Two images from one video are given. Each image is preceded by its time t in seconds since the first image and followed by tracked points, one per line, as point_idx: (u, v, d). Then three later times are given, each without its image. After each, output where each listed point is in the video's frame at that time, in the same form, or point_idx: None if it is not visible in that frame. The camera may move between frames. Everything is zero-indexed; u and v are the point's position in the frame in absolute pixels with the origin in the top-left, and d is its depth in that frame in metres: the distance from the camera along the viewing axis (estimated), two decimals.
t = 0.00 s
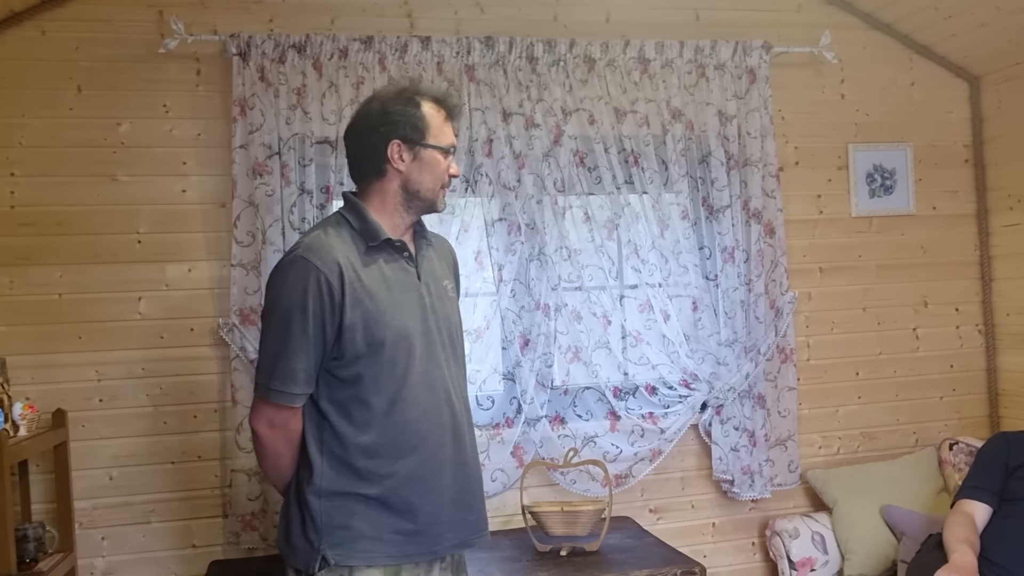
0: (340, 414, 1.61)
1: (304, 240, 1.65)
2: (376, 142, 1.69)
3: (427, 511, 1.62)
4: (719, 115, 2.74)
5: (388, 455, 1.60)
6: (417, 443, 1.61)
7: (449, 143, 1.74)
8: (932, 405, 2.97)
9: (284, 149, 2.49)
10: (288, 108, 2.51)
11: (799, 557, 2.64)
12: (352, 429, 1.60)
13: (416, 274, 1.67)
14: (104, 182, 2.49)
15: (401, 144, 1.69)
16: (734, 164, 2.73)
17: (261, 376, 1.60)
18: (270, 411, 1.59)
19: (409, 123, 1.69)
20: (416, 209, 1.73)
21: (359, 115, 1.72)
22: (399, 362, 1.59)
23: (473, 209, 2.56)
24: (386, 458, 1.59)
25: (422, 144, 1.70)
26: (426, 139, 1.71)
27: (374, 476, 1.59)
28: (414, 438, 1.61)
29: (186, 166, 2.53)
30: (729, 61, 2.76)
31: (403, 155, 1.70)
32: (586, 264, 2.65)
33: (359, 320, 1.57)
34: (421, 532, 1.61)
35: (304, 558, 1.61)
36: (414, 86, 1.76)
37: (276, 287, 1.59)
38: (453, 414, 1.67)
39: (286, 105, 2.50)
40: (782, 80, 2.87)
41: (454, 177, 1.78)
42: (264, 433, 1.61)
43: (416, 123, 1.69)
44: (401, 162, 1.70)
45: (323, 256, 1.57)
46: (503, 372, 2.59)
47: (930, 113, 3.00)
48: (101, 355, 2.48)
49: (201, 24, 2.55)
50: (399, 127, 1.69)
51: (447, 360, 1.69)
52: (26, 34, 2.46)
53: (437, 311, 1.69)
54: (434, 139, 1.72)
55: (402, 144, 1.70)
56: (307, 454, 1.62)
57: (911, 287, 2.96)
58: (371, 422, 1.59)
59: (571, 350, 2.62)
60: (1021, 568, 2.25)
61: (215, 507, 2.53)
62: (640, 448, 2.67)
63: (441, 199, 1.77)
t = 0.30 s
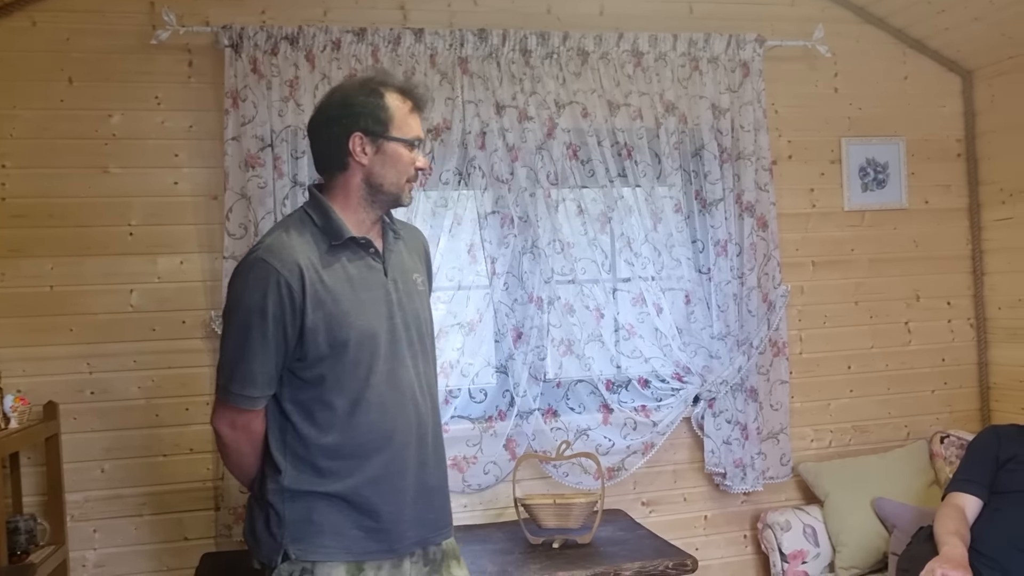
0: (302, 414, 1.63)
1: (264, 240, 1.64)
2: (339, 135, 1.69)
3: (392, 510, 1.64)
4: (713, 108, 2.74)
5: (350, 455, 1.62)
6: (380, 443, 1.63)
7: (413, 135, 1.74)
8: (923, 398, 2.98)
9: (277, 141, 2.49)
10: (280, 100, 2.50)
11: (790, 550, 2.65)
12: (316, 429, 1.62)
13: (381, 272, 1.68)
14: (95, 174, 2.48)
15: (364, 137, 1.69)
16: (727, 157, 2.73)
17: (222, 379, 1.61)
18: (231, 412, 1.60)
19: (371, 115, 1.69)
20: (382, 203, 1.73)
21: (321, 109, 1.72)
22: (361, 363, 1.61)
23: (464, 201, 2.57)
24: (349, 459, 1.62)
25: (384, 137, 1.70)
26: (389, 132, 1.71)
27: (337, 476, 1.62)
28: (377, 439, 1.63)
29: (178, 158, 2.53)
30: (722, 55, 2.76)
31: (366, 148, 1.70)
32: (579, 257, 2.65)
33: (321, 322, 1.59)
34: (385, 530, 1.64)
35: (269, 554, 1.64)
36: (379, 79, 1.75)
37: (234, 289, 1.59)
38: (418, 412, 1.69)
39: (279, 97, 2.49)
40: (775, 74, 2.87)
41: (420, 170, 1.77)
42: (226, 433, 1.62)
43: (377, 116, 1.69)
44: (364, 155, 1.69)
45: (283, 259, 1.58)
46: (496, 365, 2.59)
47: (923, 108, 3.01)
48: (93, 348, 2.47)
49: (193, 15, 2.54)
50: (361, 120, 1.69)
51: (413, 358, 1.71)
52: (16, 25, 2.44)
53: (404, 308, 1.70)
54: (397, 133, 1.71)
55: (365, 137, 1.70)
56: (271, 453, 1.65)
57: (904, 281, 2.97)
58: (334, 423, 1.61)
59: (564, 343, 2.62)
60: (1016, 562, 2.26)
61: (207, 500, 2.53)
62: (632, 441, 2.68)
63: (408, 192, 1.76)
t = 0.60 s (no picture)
0: (274, 415, 1.64)
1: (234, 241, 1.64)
2: (294, 133, 1.70)
3: (365, 509, 1.65)
4: (698, 103, 2.74)
5: (322, 456, 1.62)
6: (352, 444, 1.63)
7: (371, 129, 1.69)
8: (907, 393, 2.99)
9: (259, 135, 2.46)
10: (262, 94, 2.47)
11: (775, 545, 2.66)
12: (288, 430, 1.62)
13: (354, 272, 1.68)
14: (75, 169, 2.45)
15: (317, 133, 1.68)
16: (711, 153, 2.73)
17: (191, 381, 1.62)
18: (201, 412, 1.61)
19: (323, 110, 1.68)
20: (343, 202, 1.69)
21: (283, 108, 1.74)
22: (333, 364, 1.61)
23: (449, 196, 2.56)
24: (321, 460, 1.62)
25: (336, 132, 1.67)
26: (343, 128, 1.68)
27: (310, 476, 1.62)
28: (349, 440, 1.63)
29: (159, 153, 2.50)
30: (707, 50, 2.76)
31: (319, 144, 1.68)
32: (563, 253, 2.64)
33: (291, 324, 1.59)
34: (359, 530, 1.65)
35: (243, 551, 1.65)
36: (343, 73, 1.73)
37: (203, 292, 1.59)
38: (393, 412, 1.69)
39: (260, 91, 2.47)
40: (759, 69, 2.87)
41: (386, 165, 1.71)
42: (197, 433, 1.63)
43: (328, 110, 1.67)
44: (319, 151, 1.68)
45: (251, 261, 1.57)
46: (480, 361, 2.58)
47: (907, 104, 3.01)
48: (73, 344, 2.45)
49: (173, 9, 2.52)
50: (312, 115, 1.68)
51: (389, 358, 1.70)
52: None
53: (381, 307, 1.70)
54: (352, 127, 1.68)
55: (318, 133, 1.68)
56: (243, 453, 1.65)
57: (888, 276, 2.97)
58: (305, 425, 1.62)
59: (548, 339, 2.62)
60: (996, 554, 2.26)
61: (189, 497, 2.51)
62: (617, 437, 2.67)
63: (374, 188, 1.71)
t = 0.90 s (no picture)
0: (222, 411, 1.61)
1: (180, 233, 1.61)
2: (236, 126, 1.68)
3: (316, 504, 1.63)
4: (654, 97, 2.75)
5: (271, 451, 1.60)
6: (303, 439, 1.61)
7: (312, 121, 1.66)
8: (861, 385, 3.03)
9: (210, 126, 2.42)
10: (213, 85, 2.43)
11: (731, 536, 2.68)
12: (236, 425, 1.60)
13: (304, 265, 1.66)
14: (20, 160, 2.39)
15: (258, 125, 1.66)
16: (668, 146, 2.74)
17: (136, 376, 1.58)
18: (146, 409, 1.58)
19: (263, 102, 1.65)
20: (288, 195, 1.67)
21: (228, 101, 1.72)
22: (282, 359, 1.59)
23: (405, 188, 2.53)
24: (271, 455, 1.60)
25: (276, 124, 1.64)
26: (283, 119, 1.65)
27: (259, 471, 1.60)
28: (299, 434, 1.61)
29: (107, 144, 2.45)
30: (664, 43, 2.77)
31: (261, 136, 1.66)
32: (520, 246, 2.63)
33: (238, 317, 1.56)
34: (309, 525, 1.63)
35: (190, 549, 1.61)
36: (286, 63, 1.70)
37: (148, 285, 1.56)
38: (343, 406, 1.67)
39: (212, 82, 2.43)
40: (716, 63, 2.88)
41: (330, 156, 1.68)
42: (142, 430, 1.60)
43: (266, 101, 1.64)
44: (261, 144, 1.66)
45: (198, 254, 1.54)
46: (436, 355, 2.57)
47: (861, 99, 3.05)
48: (18, 339, 2.39)
49: None
50: (251, 107, 1.65)
51: (339, 351, 1.68)
52: None
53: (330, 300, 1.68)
54: (293, 118, 1.65)
55: (259, 125, 1.66)
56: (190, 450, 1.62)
57: (842, 270, 3.01)
58: (254, 420, 1.59)
59: (505, 332, 2.61)
60: (945, 544, 2.29)
61: (139, 495, 2.46)
62: (574, 430, 2.67)
63: (320, 180, 1.68)
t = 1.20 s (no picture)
0: (137, 407, 1.56)
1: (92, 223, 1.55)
2: (147, 115, 1.64)
3: (235, 501, 1.59)
4: (585, 90, 2.76)
5: (189, 448, 1.56)
6: (221, 435, 1.58)
7: (224, 107, 1.62)
8: (787, 374, 3.09)
9: (129, 115, 2.36)
10: (133, 72, 2.37)
11: (662, 525, 2.72)
12: (151, 422, 1.55)
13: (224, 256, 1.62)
14: None
15: (168, 114, 1.62)
16: (599, 139, 2.76)
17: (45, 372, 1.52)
18: (55, 406, 1.52)
19: (172, 89, 1.61)
20: (202, 185, 1.62)
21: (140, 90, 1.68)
22: (200, 353, 1.55)
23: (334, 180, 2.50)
24: (188, 452, 1.56)
25: (186, 112, 1.61)
26: (193, 106, 1.61)
27: (176, 468, 1.56)
28: (218, 430, 1.57)
29: (20, 133, 2.36)
30: (594, 36, 2.78)
31: (171, 125, 1.62)
32: (451, 238, 2.62)
33: (153, 311, 1.51)
34: (228, 522, 1.59)
35: (102, 550, 1.56)
36: (197, 50, 1.66)
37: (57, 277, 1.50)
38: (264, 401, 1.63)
39: (131, 69, 2.36)
40: (646, 57, 2.90)
41: (244, 144, 1.63)
42: (50, 427, 1.54)
43: (175, 88, 1.61)
44: (172, 133, 1.62)
45: (110, 245, 1.49)
46: (366, 348, 2.54)
47: (788, 95, 3.11)
48: None
49: None
50: (161, 95, 1.61)
51: (261, 345, 1.64)
52: None
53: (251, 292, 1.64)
54: (203, 106, 1.61)
55: (169, 113, 1.62)
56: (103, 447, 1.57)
57: (769, 262, 3.07)
58: (170, 416, 1.54)
59: (436, 325, 2.60)
60: (864, 525, 2.35)
61: (58, 496, 2.39)
62: (506, 422, 2.67)
63: (235, 169, 1.63)
